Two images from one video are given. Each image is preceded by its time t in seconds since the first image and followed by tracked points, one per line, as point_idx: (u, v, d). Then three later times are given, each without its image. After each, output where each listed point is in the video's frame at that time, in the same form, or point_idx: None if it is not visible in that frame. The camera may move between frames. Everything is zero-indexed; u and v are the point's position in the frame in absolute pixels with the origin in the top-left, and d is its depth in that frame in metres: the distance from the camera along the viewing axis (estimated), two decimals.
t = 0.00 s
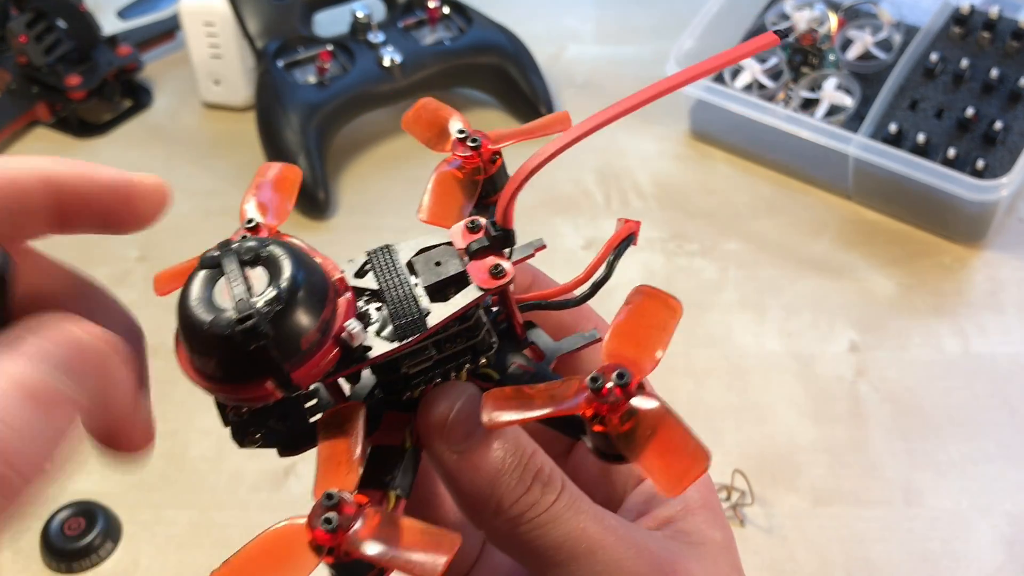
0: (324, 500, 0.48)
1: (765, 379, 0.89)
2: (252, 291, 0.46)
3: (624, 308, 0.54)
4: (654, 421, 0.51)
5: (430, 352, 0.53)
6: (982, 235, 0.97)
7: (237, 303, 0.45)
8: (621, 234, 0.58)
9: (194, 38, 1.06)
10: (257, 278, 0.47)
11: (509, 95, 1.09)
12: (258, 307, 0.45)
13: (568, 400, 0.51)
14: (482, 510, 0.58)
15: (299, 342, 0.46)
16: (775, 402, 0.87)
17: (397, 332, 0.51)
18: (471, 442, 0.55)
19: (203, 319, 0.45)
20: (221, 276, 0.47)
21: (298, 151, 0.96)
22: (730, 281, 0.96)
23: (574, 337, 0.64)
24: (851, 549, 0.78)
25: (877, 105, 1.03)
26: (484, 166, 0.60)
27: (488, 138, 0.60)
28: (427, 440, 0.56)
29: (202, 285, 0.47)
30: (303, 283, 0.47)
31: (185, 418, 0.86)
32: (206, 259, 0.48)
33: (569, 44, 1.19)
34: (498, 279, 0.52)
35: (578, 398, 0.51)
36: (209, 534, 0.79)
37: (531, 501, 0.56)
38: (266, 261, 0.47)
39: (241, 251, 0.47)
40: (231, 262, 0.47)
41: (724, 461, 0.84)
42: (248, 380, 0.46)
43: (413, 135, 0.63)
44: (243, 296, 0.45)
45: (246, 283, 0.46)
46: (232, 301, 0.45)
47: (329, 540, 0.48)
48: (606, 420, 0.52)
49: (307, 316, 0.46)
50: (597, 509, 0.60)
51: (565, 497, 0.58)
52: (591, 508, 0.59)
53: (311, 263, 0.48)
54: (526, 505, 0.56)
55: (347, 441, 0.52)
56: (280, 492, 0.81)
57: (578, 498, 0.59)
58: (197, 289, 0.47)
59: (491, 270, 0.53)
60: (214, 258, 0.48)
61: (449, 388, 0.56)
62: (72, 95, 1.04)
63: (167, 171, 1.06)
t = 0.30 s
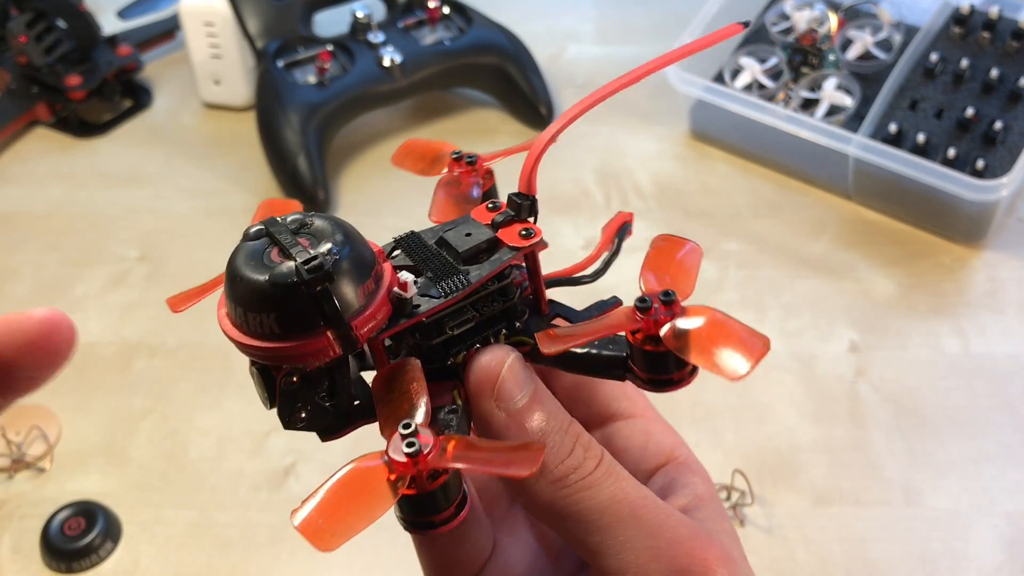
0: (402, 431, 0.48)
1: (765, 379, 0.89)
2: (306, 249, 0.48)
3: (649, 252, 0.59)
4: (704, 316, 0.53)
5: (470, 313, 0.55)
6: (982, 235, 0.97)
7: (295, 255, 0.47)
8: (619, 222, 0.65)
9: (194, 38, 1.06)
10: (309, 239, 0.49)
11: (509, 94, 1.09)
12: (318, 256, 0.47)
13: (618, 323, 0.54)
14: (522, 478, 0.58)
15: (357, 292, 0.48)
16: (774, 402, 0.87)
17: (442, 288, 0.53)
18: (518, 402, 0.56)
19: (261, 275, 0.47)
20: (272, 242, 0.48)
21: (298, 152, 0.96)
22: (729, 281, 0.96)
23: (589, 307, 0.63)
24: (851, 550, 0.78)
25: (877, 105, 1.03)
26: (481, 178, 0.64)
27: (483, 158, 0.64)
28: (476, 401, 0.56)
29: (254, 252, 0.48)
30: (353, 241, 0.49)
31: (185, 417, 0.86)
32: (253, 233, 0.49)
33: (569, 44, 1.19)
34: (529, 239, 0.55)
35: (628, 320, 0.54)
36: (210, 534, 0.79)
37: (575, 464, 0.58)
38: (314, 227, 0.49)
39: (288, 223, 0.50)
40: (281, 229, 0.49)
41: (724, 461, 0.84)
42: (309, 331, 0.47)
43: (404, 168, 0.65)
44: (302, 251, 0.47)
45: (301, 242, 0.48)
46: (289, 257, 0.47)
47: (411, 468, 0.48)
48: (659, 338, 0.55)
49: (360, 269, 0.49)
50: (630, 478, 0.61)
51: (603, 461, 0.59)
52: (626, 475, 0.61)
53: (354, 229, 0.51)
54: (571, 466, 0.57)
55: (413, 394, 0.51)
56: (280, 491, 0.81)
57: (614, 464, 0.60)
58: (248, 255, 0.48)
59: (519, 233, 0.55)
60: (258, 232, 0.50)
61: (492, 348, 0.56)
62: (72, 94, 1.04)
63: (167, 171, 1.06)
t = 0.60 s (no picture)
0: (420, 415, 0.48)
1: (765, 379, 0.89)
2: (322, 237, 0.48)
3: (649, 256, 0.59)
4: (705, 317, 0.54)
5: (473, 312, 0.56)
6: (982, 235, 0.97)
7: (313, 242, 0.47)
8: (604, 239, 0.66)
9: (194, 38, 1.06)
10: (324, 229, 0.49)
11: (509, 94, 1.09)
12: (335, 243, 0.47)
13: (622, 321, 0.54)
14: (519, 475, 0.58)
15: (370, 283, 0.49)
16: (774, 402, 0.87)
17: (448, 286, 0.53)
18: (519, 399, 0.56)
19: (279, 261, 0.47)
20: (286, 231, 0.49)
21: (298, 152, 0.96)
22: (730, 280, 0.96)
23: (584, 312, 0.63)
24: (852, 550, 0.78)
25: (877, 106, 1.03)
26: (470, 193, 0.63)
27: (474, 173, 0.65)
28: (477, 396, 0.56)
29: (268, 240, 0.49)
30: (365, 233, 0.50)
31: (185, 418, 0.86)
32: (266, 223, 0.50)
33: (569, 43, 1.19)
34: (531, 243, 0.55)
35: (631, 318, 0.55)
36: (209, 534, 0.78)
37: (573, 462, 0.58)
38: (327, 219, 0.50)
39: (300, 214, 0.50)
40: (296, 220, 0.49)
41: (724, 461, 0.84)
42: (324, 318, 0.48)
43: (392, 181, 0.65)
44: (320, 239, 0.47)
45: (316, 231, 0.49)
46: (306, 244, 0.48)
47: (431, 451, 0.48)
48: (662, 336, 0.55)
49: (373, 260, 0.49)
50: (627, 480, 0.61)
51: (601, 462, 0.59)
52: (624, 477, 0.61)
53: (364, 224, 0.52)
54: (569, 464, 0.58)
55: (426, 382, 0.51)
56: (280, 492, 0.81)
57: (612, 465, 0.60)
58: (263, 242, 0.48)
59: (522, 237, 0.56)
60: (270, 222, 0.50)
61: (495, 344, 0.57)
62: (72, 94, 1.04)
63: (167, 171, 1.06)
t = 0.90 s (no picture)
0: (431, 412, 0.48)
1: (764, 379, 0.89)
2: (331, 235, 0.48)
3: (657, 252, 0.59)
4: (713, 313, 0.54)
5: (482, 307, 0.56)
6: (982, 235, 0.97)
7: (322, 239, 0.47)
8: (611, 233, 0.66)
9: (194, 38, 1.06)
10: (331, 226, 0.49)
11: (509, 95, 1.09)
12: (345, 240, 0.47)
13: (632, 317, 0.54)
14: (529, 471, 0.58)
15: (379, 279, 0.48)
16: (774, 402, 0.87)
17: (456, 282, 0.54)
18: (528, 394, 0.56)
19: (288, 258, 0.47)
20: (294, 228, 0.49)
21: (298, 151, 0.96)
22: (729, 280, 0.96)
23: (592, 308, 0.64)
24: (851, 549, 0.78)
25: (877, 105, 1.03)
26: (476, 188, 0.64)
27: (478, 168, 0.65)
28: (486, 392, 0.57)
29: (276, 237, 0.48)
30: (373, 229, 0.50)
31: (186, 417, 0.86)
32: (273, 220, 0.50)
33: (569, 44, 1.19)
34: (538, 238, 0.55)
35: (640, 314, 0.55)
36: (210, 534, 0.78)
37: (583, 457, 0.58)
38: (334, 216, 0.50)
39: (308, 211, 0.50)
40: (304, 216, 0.49)
41: (724, 461, 0.84)
42: (334, 316, 0.47)
43: (396, 176, 0.65)
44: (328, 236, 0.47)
45: (324, 228, 0.48)
46: (314, 241, 0.47)
47: (442, 449, 0.48)
48: (671, 332, 0.55)
49: (382, 257, 0.49)
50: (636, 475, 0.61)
51: (610, 457, 0.59)
52: (633, 472, 0.60)
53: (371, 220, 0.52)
54: (579, 459, 0.58)
55: (435, 378, 0.51)
56: (280, 491, 0.81)
57: (621, 461, 0.60)
58: (271, 239, 0.48)
59: (530, 232, 0.56)
60: (277, 220, 0.50)
61: (504, 340, 0.57)
62: (72, 94, 1.04)
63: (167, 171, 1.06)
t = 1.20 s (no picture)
0: (439, 409, 0.48)
1: (764, 379, 0.89)
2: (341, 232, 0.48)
3: (665, 254, 0.59)
4: (721, 315, 0.54)
5: (491, 306, 0.56)
6: (982, 235, 0.97)
7: (333, 236, 0.47)
8: (621, 233, 0.66)
9: (194, 38, 1.06)
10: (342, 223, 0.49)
11: (509, 94, 1.09)
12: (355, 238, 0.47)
13: (640, 317, 0.54)
14: (536, 469, 0.59)
15: (389, 276, 0.49)
16: (774, 402, 0.87)
17: (465, 280, 0.53)
18: (535, 392, 0.56)
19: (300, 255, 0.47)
20: (305, 225, 0.49)
21: (299, 151, 0.96)
22: (729, 280, 0.96)
23: (601, 308, 0.63)
24: (852, 549, 0.78)
25: (877, 105, 1.03)
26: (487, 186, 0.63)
27: (489, 167, 0.65)
28: (493, 391, 0.57)
29: (287, 234, 0.49)
30: (383, 226, 0.50)
31: (186, 417, 0.86)
32: (285, 217, 0.50)
33: (569, 44, 1.19)
34: (548, 238, 0.55)
35: (648, 314, 0.55)
36: (210, 534, 0.78)
37: (589, 456, 0.58)
38: (345, 214, 0.50)
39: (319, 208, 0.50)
40: (315, 213, 0.49)
41: (724, 461, 0.84)
42: (344, 313, 0.47)
43: (409, 174, 0.65)
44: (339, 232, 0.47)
45: (335, 225, 0.48)
46: (325, 239, 0.47)
47: (449, 446, 0.48)
48: (679, 333, 0.55)
49: (393, 254, 0.49)
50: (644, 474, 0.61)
51: (617, 455, 0.60)
52: (640, 470, 0.60)
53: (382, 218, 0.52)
54: (585, 458, 0.58)
55: (444, 376, 0.51)
56: (280, 491, 0.81)
57: (629, 459, 0.60)
58: (282, 236, 0.48)
59: (539, 232, 0.56)
60: (290, 216, 0.50)
61: (512, 338, 0.57)
62: (72, 94, 1.04)
63: (167, 171, 1.06)
